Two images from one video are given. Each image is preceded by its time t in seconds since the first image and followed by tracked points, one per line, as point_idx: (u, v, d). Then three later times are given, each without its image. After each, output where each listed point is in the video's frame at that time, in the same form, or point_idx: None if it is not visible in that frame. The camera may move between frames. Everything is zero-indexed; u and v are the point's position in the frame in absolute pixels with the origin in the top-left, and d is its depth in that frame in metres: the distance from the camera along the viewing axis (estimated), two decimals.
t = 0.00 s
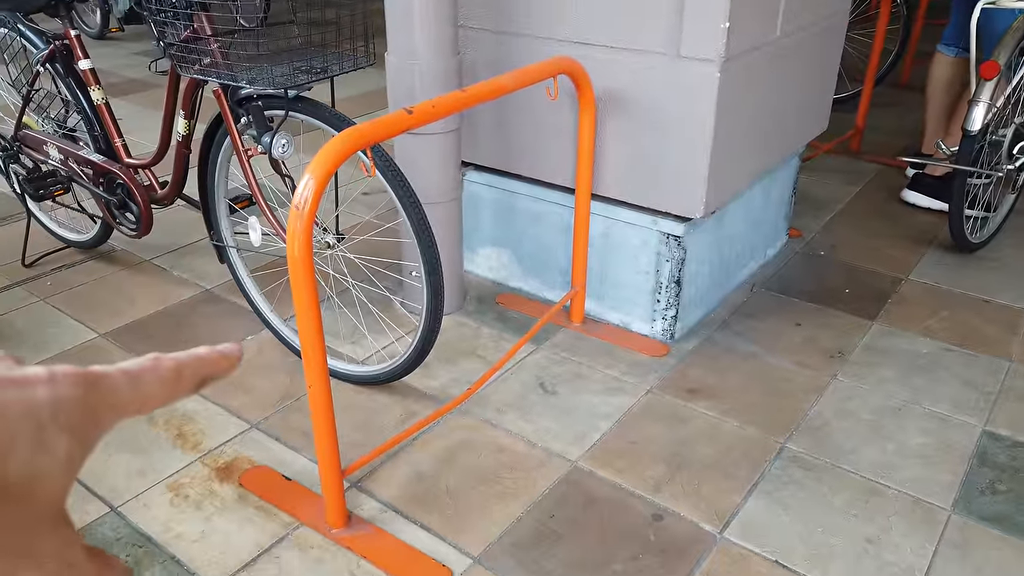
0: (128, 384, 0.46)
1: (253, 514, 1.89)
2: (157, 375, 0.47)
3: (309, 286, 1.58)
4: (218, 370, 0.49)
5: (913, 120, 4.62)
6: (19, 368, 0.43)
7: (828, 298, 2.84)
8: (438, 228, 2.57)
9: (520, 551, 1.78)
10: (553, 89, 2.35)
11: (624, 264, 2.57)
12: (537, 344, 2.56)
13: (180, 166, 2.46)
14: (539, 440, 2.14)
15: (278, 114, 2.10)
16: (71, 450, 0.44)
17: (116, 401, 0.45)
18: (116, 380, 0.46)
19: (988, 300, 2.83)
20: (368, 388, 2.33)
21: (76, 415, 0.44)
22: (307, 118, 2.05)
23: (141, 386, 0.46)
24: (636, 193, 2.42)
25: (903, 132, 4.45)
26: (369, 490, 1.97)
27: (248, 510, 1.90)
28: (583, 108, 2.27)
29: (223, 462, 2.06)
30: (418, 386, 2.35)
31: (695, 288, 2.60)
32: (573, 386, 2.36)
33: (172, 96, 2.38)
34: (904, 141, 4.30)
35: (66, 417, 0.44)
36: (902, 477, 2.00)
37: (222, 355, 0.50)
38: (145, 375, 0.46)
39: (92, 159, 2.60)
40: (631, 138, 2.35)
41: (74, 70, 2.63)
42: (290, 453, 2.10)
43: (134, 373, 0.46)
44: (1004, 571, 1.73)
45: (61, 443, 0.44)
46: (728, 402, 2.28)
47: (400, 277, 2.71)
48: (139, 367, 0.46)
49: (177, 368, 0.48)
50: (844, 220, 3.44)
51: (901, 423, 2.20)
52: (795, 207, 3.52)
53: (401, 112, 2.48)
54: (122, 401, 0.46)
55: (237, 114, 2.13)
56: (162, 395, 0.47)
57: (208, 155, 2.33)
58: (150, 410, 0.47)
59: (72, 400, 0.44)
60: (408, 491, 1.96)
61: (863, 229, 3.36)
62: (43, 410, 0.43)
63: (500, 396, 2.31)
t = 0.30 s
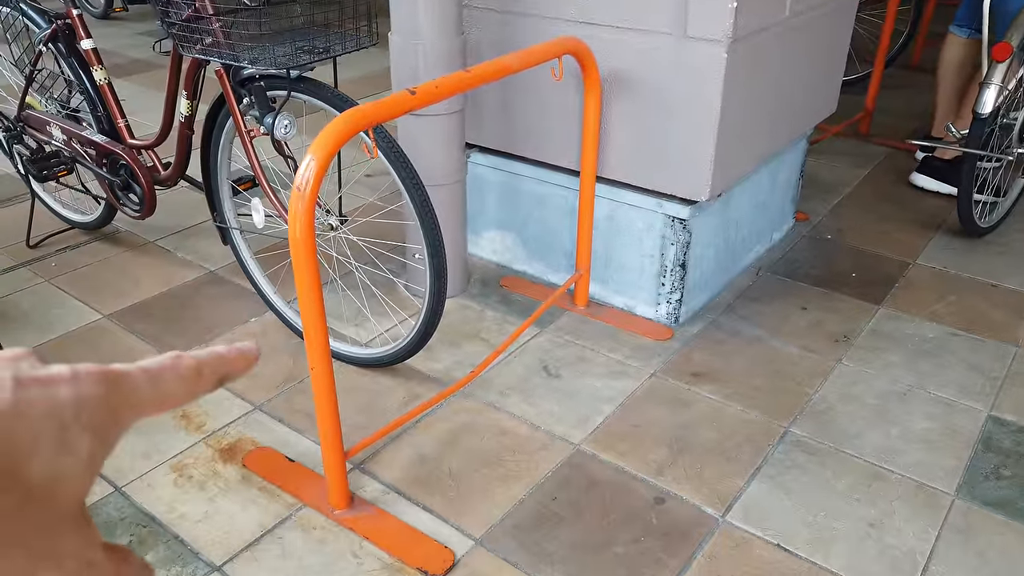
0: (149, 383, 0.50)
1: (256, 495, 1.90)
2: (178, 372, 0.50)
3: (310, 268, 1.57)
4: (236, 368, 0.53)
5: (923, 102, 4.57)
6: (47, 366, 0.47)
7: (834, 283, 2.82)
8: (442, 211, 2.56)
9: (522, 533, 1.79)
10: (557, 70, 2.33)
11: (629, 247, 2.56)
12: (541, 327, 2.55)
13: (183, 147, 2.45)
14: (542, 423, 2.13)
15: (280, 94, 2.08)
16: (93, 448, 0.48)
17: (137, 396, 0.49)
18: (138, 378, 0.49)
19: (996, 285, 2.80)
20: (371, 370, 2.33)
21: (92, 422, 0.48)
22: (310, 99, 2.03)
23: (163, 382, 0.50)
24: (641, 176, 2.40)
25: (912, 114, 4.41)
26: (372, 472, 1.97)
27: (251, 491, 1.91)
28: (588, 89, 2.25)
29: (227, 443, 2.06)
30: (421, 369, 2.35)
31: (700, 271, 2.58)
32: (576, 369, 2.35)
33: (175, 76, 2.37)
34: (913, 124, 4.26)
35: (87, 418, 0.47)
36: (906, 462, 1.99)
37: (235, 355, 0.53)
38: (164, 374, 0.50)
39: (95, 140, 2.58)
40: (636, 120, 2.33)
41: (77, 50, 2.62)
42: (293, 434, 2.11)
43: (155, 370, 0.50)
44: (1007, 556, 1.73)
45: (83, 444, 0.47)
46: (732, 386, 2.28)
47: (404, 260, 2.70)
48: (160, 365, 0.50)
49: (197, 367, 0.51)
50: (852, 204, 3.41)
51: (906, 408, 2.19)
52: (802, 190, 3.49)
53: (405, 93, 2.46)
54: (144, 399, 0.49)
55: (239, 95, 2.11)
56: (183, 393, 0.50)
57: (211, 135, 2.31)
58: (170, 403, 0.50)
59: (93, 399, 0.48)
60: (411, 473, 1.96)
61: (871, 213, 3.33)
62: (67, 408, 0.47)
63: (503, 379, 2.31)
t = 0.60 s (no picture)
0: (141, 421, 0.41)
1: (255, 478, 1.90)
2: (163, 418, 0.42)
3: (307, 250, 1.56)
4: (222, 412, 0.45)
5: (930, 85, 4.52)
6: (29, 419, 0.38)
7: (838, 267, 2.80)
8: (442, 193, 2.54)
9: (520, 517, 1.78)
10: (559, 51, 2.30)
11: (631, 231, 2.54)
12: (542, 312, 2.54)
13: (181, 127, 2.43)
14: (542, 407, 2.13)
15: (278, 75, 2.06)
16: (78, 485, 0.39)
17: (132, 436, 0.40)
18: (131, 413, 0.41)
19: (1001, 269, 2.78)
20: (371, 353, 2.32)
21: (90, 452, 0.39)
22: (308, 80, 2.01)
23: (152, 423, 0.41)
24: (643, 158, 2.38)
25: (919, 97, 4.36)
26: (371, 455, 1.97)
27: (250, 474, 1.91)
28: (590, 70, 2.22)
29: (226, 426, 2.06)
30: (421, 353, 2.34)
31: (702, 256, 2.56)
32: (576, 353, 2.34)
33: (172, 56, 2.34)
34: (920, 108, 4.21)
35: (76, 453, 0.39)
36: (907, 447, 1.98)
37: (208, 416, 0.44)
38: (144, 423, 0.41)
39: (93, 121, 2.57)
40: (639, 102, 2.30)
41: (74, 30, 2.60)
42: (292, 417, 2.10)
43: (146, 407, 0.41)
44: (1007, 542, 1.72)
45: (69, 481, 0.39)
46: (733, 371, 2.27)
47: (404, 243, 2.69)
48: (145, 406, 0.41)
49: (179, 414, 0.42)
50: (856, 188, 3.38)
51: (908, 393, 2.17)
52: (806, 174, 3.46)
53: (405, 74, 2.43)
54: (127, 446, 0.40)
55: (237, 76, 2.09)
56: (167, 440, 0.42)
57: (209, 117, 2.29)
58: (154, 450, 0.41)
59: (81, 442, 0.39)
60: (410, 457, 1.96)
61: (875, 197, 3.31)
62: (54, 441, 0.38)
63: (503, 363, 2.30)
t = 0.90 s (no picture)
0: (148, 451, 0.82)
1: (252, 465, 1.89)
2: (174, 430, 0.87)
3: (301, 236, 1.55)
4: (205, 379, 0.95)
5: (935, 70, 4.47)
6: None
7: (840, 255, 2.78)
8: (440, 180, 2.52)
9: (517, 506, 1.78)
10: (558, 35, 2.27)
11: (631, 218, 2.51)
12: (541, 299, 2.52)
13: (178, 113, 2.41)
14: (540, 395, 2.12)
15: (273, 59, 2.03)
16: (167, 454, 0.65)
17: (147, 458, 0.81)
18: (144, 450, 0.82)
19: (1004, 258, 2.75)
20: (369, 340, 2.31)
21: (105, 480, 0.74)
22: (304, 64, 1.99)
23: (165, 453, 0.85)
24: (643, 145, 2.35)
25: (924, 83, 4.32)
26: (368, 443, 1.96)
27: (247, 461, 1.90)
28: (589, 55, 2.19)
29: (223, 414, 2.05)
30: (420, 340, 2.33)
31: (703, 243, 2.54)
32: (576, 341, 2.33)
33: (168, 41, 2.32)
34: (925, 94, 4.17)
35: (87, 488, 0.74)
36: (908, 437, 1.97)
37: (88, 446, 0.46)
38: None
39: (90, 107, 2.55)
40: (639, 87, 2.28)
41: (69, 14, 2.58)
42: (290, 405, 2.09)
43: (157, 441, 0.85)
44: (1007, 531, 1.71)
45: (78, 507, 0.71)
46: (733, 359, 2.25)
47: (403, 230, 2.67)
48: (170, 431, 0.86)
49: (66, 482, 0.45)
50: (860, 175, 3.35)
51: (909, 382, 2.16)
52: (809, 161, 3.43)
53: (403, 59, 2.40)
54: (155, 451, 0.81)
55: (233, 60, 2.07)
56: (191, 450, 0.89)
57: (205, 102, 2.27)
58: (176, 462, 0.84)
59: None
60: (407, 445, 1.95)
61: (879, 184, 3.28)
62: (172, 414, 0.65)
63: (501, 350, 2.29)
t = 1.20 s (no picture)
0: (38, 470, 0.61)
1: (246, 464, 1.88)
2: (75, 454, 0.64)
3: (293, 233, 1.52)
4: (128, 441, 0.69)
5: (941, 62, 4.43)
6: None
7: (841, 250, 2.75)
8: (438, 174, 2.49)
9: (512, 506, 1.76)
10: (557, 28, 2.24)
11: (630, 213, 2.49)
12: (539, 295, 2.50)
13: (172, 106, 2.38)
14: (537, 393, 2.10)
15: (267, 53, 2.01)
16: None
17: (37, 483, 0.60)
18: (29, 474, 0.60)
19: (1007, 253, 2.73)
20: (365, 336, 2.30)
21: None
22: (298, 58, 1.96)
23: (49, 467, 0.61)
24: (642, 139, 2.32)
25: (929, 74, 4.27)
26: (363, 441, 1.95)
27: (241, 459, 1.89)
28: (588, 49, 2.16)
29: (218, 411, 2.04)
30: (417, 336, 2.31)
31: (703, 239, 2.52)
32: (573, 338, 2.31)
33: (162, 33, 2.29)
34: (930, 86, 4.12)
35: None
36: (907, 436, 1.95)
37: (147, 420, 0.70)
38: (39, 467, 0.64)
39: (85, 100, 2.53)
40: (638, 81, 2.25)
41: (62, 4, 2.52)
42: (285, 402, 2.08)
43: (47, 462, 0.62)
44: (1006, 533, 1.70)
45: None
46: (732, 356, 2.23)
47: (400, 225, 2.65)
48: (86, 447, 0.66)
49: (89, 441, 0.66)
50: (863, 169, 3.32)
51: (910, 380, 2.14)
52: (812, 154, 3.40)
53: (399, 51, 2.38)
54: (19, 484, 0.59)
55: (226, 54, 2.04)
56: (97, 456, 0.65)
57: (200, 96, 2.25)
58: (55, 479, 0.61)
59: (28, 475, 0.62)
60: (402, 443, 1.94)
61: (882, 178, 3.24)
62: None
63: (499, 347, 2.27)
